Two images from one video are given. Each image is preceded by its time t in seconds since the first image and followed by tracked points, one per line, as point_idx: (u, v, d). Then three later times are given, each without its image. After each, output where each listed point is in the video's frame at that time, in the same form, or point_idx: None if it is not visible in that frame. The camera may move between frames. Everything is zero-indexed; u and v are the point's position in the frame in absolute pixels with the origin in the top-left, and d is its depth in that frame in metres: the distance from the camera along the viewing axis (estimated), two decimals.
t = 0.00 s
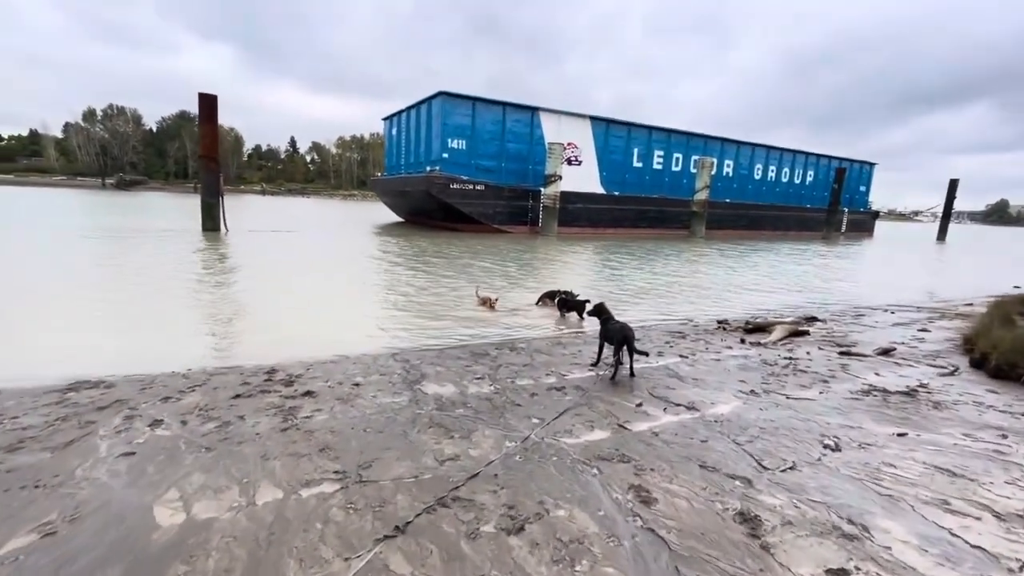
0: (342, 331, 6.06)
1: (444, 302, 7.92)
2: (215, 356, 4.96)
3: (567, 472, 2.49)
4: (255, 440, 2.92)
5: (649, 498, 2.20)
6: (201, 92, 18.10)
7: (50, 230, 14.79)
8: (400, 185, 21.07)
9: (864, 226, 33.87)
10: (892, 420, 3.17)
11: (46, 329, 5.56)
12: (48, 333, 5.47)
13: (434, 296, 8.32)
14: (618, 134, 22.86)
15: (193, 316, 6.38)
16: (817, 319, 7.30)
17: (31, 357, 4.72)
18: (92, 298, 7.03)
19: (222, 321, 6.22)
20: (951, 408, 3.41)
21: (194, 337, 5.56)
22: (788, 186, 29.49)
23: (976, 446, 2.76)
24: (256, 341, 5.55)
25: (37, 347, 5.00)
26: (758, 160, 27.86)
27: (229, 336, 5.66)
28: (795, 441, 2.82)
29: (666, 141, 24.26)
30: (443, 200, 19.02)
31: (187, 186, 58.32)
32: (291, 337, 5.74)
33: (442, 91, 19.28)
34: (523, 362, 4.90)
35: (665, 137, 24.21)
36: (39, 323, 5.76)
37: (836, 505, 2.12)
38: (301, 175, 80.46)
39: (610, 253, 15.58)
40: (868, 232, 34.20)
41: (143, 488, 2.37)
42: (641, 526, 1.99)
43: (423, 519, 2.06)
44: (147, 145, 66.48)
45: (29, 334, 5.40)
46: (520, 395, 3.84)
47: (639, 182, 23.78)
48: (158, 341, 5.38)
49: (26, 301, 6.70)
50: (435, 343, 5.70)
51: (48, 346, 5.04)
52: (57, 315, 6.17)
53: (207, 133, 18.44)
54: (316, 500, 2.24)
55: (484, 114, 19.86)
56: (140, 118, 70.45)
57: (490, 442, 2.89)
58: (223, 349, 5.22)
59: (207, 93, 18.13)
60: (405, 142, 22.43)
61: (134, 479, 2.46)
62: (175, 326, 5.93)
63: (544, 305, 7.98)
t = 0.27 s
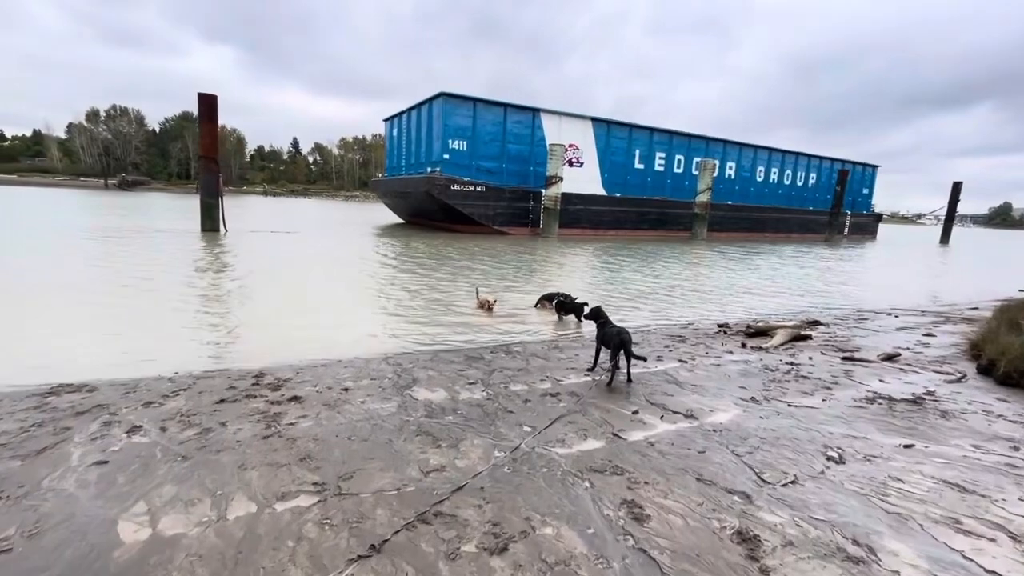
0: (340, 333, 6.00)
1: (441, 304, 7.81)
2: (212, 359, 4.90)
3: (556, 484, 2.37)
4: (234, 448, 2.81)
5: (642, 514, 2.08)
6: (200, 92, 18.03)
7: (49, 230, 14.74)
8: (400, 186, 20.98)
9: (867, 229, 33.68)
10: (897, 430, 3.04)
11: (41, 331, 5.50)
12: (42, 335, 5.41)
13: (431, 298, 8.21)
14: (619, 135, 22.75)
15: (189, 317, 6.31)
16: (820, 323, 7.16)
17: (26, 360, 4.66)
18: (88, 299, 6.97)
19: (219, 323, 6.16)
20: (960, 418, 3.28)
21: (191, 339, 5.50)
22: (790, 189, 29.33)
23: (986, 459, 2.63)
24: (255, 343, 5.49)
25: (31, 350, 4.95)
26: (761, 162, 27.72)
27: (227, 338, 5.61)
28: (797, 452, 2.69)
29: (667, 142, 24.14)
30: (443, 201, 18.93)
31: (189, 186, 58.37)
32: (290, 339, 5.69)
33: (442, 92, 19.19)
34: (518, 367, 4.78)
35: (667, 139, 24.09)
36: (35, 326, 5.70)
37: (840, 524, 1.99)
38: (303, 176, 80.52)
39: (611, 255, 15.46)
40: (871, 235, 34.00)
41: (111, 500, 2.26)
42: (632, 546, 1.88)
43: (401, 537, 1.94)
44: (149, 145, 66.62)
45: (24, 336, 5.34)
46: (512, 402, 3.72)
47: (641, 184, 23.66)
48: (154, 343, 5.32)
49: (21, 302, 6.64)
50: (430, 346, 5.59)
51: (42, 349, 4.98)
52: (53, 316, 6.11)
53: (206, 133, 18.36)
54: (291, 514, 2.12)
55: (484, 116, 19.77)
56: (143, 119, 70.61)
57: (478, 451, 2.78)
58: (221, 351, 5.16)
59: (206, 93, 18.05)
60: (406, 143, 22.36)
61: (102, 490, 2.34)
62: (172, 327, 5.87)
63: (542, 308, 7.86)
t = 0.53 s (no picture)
0: (338, 332, 5.91)
1: (438, 304, 7.68)
2: (208, 359, 4.81)
3: (549, 493, 2.25)
4: (213, 454, 2.69)
5: (638, 526, 1.97)
6: (197, 91, 17.87)
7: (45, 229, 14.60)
8: (399, 186, 20.85)
9: (867, 230, 33.59)
10: (904, 436, 2.93)
11: (32, 331, 5.39)
12: (34, 334, 5.30)
13: (428, 298, 8.10)
14: (619, 136, 22.64)
15: (185, 316, 6.21)
16: (821, 324, 7.05)
17: (16, 360, 4.56)
18: (82, 298, 6.86)
19: (215, 322, 6.06)
20: (969, 423, 3.17)
21: (186, 338, 5.40)
22: (790, 190, 29.24)
23: (997, 467, 2.52)
24: (251, 342, 5.40)
25: (22, 349, 4.84)
26: (761, 163, 27.63)
27: (223, 337, 5.52)
28: (801, 459, 2.58)
29: (667, 143, 24.03)
30: (442, 201, 18.81)
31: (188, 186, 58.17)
32: (287, 338, 5.59)
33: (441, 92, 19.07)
34: (513, 369, 4.66)
35: (666, 139, 23.99)
36: (27, 325, 5.59)
37: (848, 537, 1.88)
38: (303, 176, 80.39)
39: (610, 256, 15.35)
40: (871, 236, 33.91)
41: (78, 509, 2.14)
42: (628, 562, 1.76)
43: (381, 551, 1.83)
44: (148, 145, 66.48)
45: (15, 335, 5.23)
46: (506, 405, 3.60)
47: (640, 184, 23.55)
48: (148, 343, 5.21)
49: (13, 301, 6.52)
50: (424, 347, 5.47)
51: (33, 349, 4.87)
52: (46, 315, 6.00)
53: (203, 132, 18.19)
54: (267, 526, 2.01)
55: (484, 115, 19.65)
56: (142, 119, 70.46)
57: (468, 457, 2.66)
58: (217, 351, 5.07)
59: (203, 92, 17.89)
60: (405, 143, 22.23)
61: (70, 500, 2.22)
62: (166, 327, 5.77)
63: (540, 308, 7.75)
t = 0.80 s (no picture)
0: (339, 333, 5.81)
1: (437, 306, 7.57)
2: (206, 361, 4.71)
3: (548, 505, 2.14)
4: (198, 462, 2.57)
5: (643, 543, 1.87)
6: (197, 91, 17.80)
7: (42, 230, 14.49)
8: (399, 186, 20.75)
9: (869, 231, 33.45)
10: (920, 443, 2.82)
11: (26, 331, 5.28)
12: (28, 335, 5.19)
13: (426, 300, 7.99)
14: (620, 136, 22.53)
15: (182, 318, 6.10)
16: (827, 326, 6.94)
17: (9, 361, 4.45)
18: (79, 299, 6.75)
19: (214, 323, 5.96)
20: (986, 430, 3.06)
21: (184, 339, 5.30)
22: (792, 190, 29.12)
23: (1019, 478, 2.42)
24: (251, 343, 5.31)
25: (16, 351, 4.73)
26: (763, 164, 27.51)
27: (222, 338, 5.42)
28: (813, 469, 2.48)
29: (668, 143, 23.92)
30: (443, 202, 18.72)
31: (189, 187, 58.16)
32: (287, 339, 5.51)
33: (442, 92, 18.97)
34: (513, 372, 4.55)
35: (668, 140, 23.87)
36: (22, 326, 5.48)
37: (868, 556, 1.78)
38: (303, 177, 80.36)
39: (612, 257, 15.24)
40: (873, 237, 33.78)
41: (51, 523, 2.03)
42: None
43: (371, 571, 1.73)
44: (150, 146, 66.51)
45: (9, 336, 5.12)
46: (505, 410, 3.49)
47: (642, 185, 23.44)
48: (145, 344, 5.11)
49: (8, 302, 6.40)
50: (423, 349, 5.36)
51: (27, 350, 4.76)
52: (41, 316, 5.89)
53: (203, 133, 18.12)
54: (251, 541, 1.90)
55: (485, 115, 19.56)
56: (144, 120, 70.49)
57: (465, 466, 2.54)
58: (216, 352, 4.97)
59: (203, 92, 17.83)
60: (405, 143, 22.13)
61: (46, 511, 2.11)
62: (164, 328, 5.67)
63: (540, 310, 7.63)
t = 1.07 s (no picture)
0: (342, 333, 5.74)
1: (439, 306, 7.49)
2: (210, 360, 4.66)
3: (550, 517, 2.05)
4: (190, 469, 2.50)
5: (648, 560, 1.79)
6: (201, 91, 17.83)
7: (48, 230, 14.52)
8: (403, 186, 20.70)
9: (877, 230, 33.14)
10: (936, 451, 2.72)
11: (29, 331, 5.24)
12: (29, 335, 5.13)
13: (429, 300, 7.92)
14: (625, 135, 22.38)
15: (186, 317, 6.06)
16: (835, 327, 6.81)
17: (11, 360, 4.41)
18: (81, 298, 6.71)
19: (218, 323, 5.92)
20: (1005, 437, 2.95)
21: (187, 339, 5.25)
22: (798, 189, 28.88)
23: None
24: (256, 342, 5.26)
25: (17, 350, 4.68)
26: (768, 162, 27.29)
27: (226, 337, 5.38)
28: (826, 478, 2.39)
29: (673, 142, 23.76)
30: (446, 201, 18.65)
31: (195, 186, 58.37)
32: (292, 338, 5.46)
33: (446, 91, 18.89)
34: (515, 374, 4.46)
35: (673, 139, 23.71)
36: (25, 325, 5.45)
37: None
38: (308, 176, 80.53)
39: (616, 256, 15.13)
40: (880, 236, 33.47)
41: (36, 534, 1.96)
42: None
43: None
44: (155, 146, 66.82)
45: (11, 336, 5.07)
46: (506, 414, 3.40)
47: (647, 184, 23.29)
48: (148, 343, 5.06)
49: (12, 302, 6.37)
50: (424, 350, 5.28)
51: (28, 350, 4.71)
52: (44, 316, 5.86)
53: (207, 133, 18.15)
54: (239, 555, 1.83)
55: (489, 114, 19.47)
56: (150, 120, 70.86)
57: (463, 474, 2.46)
58: (220, 351, 4.93)
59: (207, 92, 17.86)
60: (409, 143, 22.07)
61: (32, 522, 2.05)
62: (167, 327, 5.62)
63: (544, 310, 7.53)
